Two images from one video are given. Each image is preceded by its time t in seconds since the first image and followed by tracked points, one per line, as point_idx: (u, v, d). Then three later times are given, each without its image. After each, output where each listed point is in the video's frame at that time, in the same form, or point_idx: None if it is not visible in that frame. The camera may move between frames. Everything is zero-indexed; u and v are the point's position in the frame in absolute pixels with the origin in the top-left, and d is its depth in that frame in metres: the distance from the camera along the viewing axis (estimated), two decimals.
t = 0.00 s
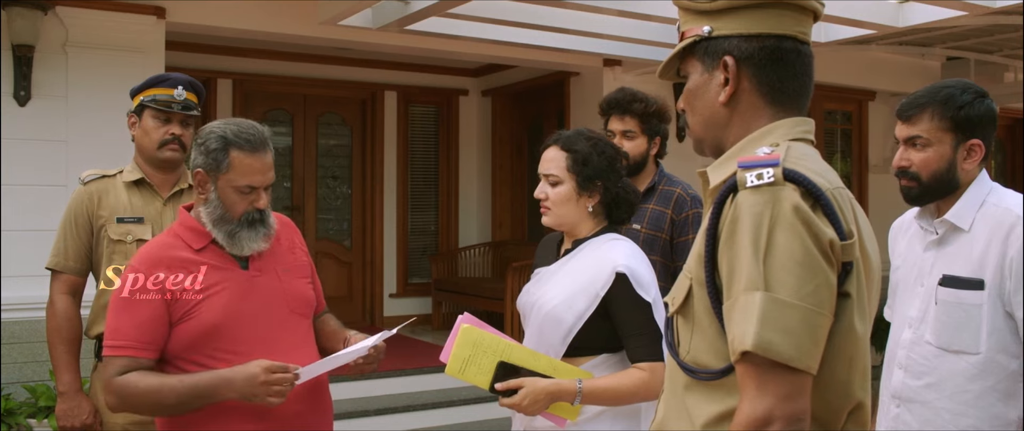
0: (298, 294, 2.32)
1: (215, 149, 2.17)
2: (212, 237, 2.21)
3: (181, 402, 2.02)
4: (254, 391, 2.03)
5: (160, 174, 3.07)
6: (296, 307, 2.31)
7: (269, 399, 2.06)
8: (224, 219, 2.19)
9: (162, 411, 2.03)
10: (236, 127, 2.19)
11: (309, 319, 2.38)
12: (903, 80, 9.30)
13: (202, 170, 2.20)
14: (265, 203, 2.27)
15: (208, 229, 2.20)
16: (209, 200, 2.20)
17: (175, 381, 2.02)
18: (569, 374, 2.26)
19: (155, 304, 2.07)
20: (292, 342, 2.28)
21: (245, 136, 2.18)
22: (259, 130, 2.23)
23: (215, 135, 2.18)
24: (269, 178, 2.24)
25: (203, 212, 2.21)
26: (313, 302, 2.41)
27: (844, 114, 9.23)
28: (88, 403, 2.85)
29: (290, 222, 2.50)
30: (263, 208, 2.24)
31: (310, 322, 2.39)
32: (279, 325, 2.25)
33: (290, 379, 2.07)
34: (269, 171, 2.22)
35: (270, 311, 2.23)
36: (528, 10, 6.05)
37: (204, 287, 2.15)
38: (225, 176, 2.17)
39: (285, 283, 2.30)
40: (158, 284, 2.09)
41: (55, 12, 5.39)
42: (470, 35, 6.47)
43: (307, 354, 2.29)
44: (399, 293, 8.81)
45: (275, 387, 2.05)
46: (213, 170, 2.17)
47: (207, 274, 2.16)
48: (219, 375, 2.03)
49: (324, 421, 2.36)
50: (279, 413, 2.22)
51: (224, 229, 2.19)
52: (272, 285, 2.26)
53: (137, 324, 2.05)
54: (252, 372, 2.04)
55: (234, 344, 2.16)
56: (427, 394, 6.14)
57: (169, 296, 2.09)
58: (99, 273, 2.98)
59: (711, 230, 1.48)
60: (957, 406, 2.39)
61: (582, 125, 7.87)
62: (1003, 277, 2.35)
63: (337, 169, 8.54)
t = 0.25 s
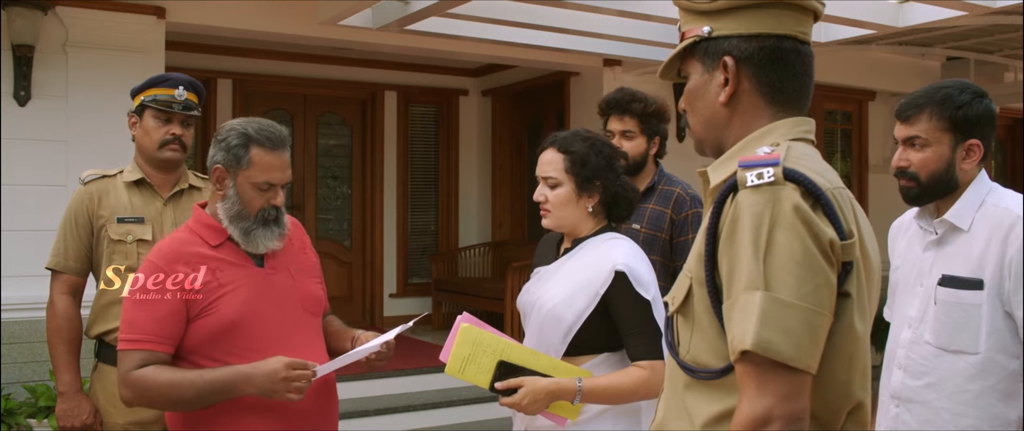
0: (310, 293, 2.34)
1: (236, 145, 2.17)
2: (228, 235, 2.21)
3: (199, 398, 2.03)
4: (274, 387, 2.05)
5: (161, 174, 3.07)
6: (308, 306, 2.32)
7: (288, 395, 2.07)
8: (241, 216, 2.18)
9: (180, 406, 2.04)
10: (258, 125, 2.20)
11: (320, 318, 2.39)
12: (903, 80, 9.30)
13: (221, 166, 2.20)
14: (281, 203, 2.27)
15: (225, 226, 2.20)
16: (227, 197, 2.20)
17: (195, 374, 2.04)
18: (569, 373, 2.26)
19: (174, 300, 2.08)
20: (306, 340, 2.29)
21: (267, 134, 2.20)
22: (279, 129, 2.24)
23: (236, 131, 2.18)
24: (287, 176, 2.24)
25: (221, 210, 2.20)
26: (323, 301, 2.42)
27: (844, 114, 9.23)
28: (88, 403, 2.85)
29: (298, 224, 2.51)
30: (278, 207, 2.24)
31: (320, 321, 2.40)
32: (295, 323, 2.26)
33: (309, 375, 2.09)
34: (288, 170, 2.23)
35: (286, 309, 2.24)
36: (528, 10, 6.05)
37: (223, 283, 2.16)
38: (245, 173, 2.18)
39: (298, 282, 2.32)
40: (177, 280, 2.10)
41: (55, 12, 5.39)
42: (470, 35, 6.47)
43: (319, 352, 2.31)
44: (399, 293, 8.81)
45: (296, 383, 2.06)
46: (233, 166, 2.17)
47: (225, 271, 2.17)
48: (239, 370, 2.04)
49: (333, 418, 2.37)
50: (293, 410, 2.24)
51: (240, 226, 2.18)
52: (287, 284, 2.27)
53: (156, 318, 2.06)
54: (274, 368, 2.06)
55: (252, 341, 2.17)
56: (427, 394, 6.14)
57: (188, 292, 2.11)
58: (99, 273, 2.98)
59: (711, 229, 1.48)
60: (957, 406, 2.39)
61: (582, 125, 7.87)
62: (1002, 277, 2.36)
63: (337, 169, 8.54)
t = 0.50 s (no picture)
0: (325, 291, 2.41)
1: (263, 141, 2.25)
2: (250, 229, 2.27)
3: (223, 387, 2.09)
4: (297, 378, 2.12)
5: (161, 174, 3.07)
6: (323, 303, 2.40)
7: (313, 386, 2.14)
8: (263, 211, 2.25)
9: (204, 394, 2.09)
10: (284, 123, 2.29)
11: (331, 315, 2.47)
12: (903, 80, 9.30)
13: (247, 161, 2.27)
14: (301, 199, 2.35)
15: (247, 220, 2.26)
16: (250, 191, 2.27)
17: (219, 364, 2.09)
18: (569, 372, 2.26)
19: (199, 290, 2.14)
20: (322, 335, 2.36)
21: (293, 132, 2.28)
22: (302, 129, 2.32)
23: (263, 128, 2.26)
24: (308, 174, 2.32)
25: (244, 204, 2.27)
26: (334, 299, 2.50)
27: (844, 114, 9.23)
28: (88, 403, 2.85)
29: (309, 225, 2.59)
30: (299, 203, 2.32)
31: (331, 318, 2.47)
32: (312, 318, 2.33)
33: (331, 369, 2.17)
34: (309, 168, 2.31)
35: (304, 303, 2.31)
36: (528, 10, 6.05)
37: (245, 276, 2.22)
38: (270, 168, 2.25)
39: (314, 279, 2.39)
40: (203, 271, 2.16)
41: (55, 12, 5.39)
42: (470, 35, 6.48)
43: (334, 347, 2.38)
44: (399, 293, 8.81)
45: (320, 374, 2.14)
46: (259, 161, 2.25)
47: (248, 265, 2.23)
48: (265, 361, 2.11)
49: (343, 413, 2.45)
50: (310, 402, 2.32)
51: (261, 220, 2.25)
52: (304, 280, 2.34)
53: (181, 308, 2.12)
54: (297, 359, 2.13)
55: (271, 334, 2.23)
56: (427, 394, 6.14)
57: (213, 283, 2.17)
58: (99, 273, 2.98)
59: (711, 229, 1.48)
60: (956, 406, 2.39)
61: (582, 125, 7.87)
62: (1001, 276, 2.36)
63: (337, 169, 8.54)
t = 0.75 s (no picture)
0: (335, 287, 2.56)
1: (284, 141, 2.40)
2: (268, 225, 2.41)
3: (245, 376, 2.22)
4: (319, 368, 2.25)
5: (161, 174, 3.07)
6: (334, 299, 2.54)
7: (333, 376, 2.28)
8: (282, 207, 2.40)
9: (227, 382, 2.21)
10: (303, 126, 2.45)
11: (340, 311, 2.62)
12: (903, 80, 9.31)
13: (268, 159, 2.41)
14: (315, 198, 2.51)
15: (265, 216, 2.40)
16: (270, 189, 2.41)
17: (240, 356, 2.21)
18: (568, 370, 2.26)
19: (222, 282, 2.27)
20: (335, 329, 2.51)
21: (311, 134, 2.45)
22: (319, 132, 2.49)
23: (284, 129, 2.42)
24: (323, 175, 2.48)
25: (263, 201, 2.41)
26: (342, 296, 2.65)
27: (844, 114, 9.24)
28: (89, 403, 2.85)
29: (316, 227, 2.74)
30: (314, 201, 2.48)
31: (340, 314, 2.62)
32: (325, 312, 2.48)
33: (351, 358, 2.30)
34: (325, 168, 2.48)
35: (318, 298, 2.45)
36: (528, 10, 6.05)
37: (264, 270, 2.35)
38: (289, 167, 2.40)
39: (325, 277, 2.54)
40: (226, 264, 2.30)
41: (54, 12, 5.39)
42: (470, 35, 6.48)
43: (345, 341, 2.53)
44: (399, 293, 8.80)
45: (341, 364, 2.28)
46: (280, 159, 2.40)
47: (266, 259, 2.37)
48: (288, 351, 2.24)
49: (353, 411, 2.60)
50: (326, 393, 2.48)
51: (280, 217, 2.39)
52: (317, 276, 2.49)
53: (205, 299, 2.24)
54: (320, 350, 2.26)
55: (288, 325, 2.37)
56: (427, 394, 6.14)
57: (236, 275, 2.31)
58: (99, 273, 2.98)
59: (710, 229, 1.48)
60: (955, 406, 2.39)
61: (582, 125, 7.87)
62: (1000, 276, 2.35)
63: (337, 169, 8.54)
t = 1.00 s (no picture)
0: (345, 286, 2.63)
1: (298, 141, 2.47)
2: (283, 225, 2.47)
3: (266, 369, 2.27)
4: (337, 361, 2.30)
5: (161, 175, 3.07)
6: (344, 298, 2.61)
7: (350, 368, 2.33)
8: (297, 206, 2.45)
9: (248, 374, 2.26)
10: (318, 128, 2.52)
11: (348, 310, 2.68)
12: (904, 80, 9.30)
13: (283, 159, 2.47)
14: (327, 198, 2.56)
15: (280, 215, 2.45)
16: (285, 188, 2.47)
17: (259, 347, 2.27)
18: (567, 370, 2.26)
19: (243, 276, 2.32)
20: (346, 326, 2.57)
21: (325, 136, 2.52)
22: (332, 134, 2.55)
23: (298, 131, 2.49)
24: (335, 174, 2.54)
25: (277, 200, 2.47)
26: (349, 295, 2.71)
27: (844, 114, 9.24)
28: (89, 403, 2.85)
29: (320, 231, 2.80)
30: (327, 200, 2.54)
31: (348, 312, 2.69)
32: (337, 309, 2.54)
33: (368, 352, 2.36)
34: (337, 168, 2.54)
35: (331, 295, 2.52)
36: (528, 10, 6.05)
37: (281, 266, 2.41)
38: (304, 166, 2.46)
39: (335, 275, 2.61)
40: (246, 260, 2.35)
41: (54, 12, 5.39)
42: (470, 35, 6.48)
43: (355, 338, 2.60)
44: (399, 293, 8.80)
45: (357, 357, 2.33)
46: (295, 159, 2.46)
47: (283, 256, 2.43)
48: (308, 344, 2.30)
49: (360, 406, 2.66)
50: (339, 387, 2.53)
51: (294, 215, 2.45)
52: (329, 275, 2.56)
53: (226, 293, 2.29)
54: (338, 342, 2.31)
55: (304, 321, 2.42)
56: (426, 394, 6.14)
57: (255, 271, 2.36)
58: (99, 273, 2.98)
59: (708, 229, 1.48)
60: (955, 406, 2.39)
61: (582, 125, 7.87)
62: (1000, 276, 2.35)
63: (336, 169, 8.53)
